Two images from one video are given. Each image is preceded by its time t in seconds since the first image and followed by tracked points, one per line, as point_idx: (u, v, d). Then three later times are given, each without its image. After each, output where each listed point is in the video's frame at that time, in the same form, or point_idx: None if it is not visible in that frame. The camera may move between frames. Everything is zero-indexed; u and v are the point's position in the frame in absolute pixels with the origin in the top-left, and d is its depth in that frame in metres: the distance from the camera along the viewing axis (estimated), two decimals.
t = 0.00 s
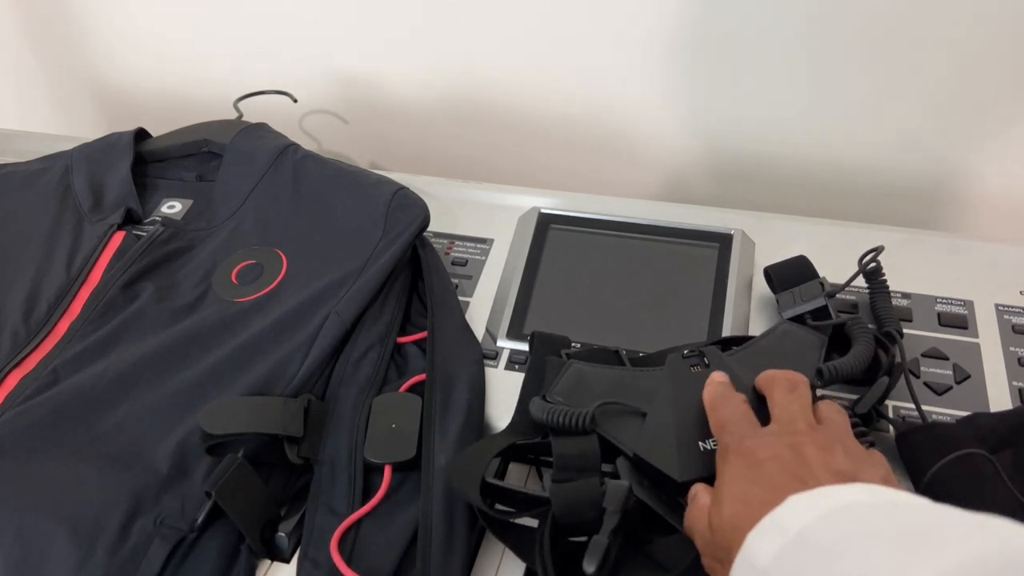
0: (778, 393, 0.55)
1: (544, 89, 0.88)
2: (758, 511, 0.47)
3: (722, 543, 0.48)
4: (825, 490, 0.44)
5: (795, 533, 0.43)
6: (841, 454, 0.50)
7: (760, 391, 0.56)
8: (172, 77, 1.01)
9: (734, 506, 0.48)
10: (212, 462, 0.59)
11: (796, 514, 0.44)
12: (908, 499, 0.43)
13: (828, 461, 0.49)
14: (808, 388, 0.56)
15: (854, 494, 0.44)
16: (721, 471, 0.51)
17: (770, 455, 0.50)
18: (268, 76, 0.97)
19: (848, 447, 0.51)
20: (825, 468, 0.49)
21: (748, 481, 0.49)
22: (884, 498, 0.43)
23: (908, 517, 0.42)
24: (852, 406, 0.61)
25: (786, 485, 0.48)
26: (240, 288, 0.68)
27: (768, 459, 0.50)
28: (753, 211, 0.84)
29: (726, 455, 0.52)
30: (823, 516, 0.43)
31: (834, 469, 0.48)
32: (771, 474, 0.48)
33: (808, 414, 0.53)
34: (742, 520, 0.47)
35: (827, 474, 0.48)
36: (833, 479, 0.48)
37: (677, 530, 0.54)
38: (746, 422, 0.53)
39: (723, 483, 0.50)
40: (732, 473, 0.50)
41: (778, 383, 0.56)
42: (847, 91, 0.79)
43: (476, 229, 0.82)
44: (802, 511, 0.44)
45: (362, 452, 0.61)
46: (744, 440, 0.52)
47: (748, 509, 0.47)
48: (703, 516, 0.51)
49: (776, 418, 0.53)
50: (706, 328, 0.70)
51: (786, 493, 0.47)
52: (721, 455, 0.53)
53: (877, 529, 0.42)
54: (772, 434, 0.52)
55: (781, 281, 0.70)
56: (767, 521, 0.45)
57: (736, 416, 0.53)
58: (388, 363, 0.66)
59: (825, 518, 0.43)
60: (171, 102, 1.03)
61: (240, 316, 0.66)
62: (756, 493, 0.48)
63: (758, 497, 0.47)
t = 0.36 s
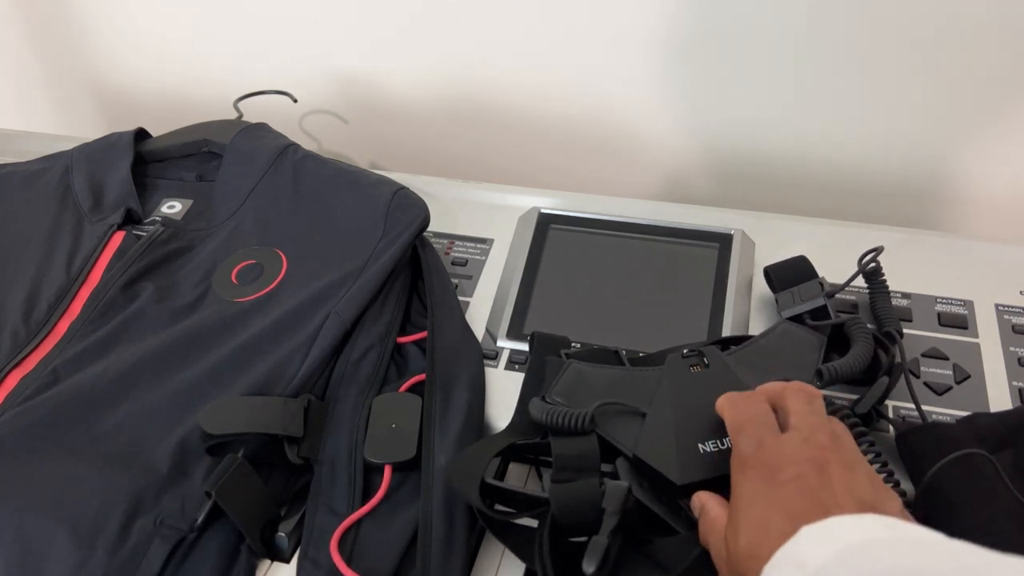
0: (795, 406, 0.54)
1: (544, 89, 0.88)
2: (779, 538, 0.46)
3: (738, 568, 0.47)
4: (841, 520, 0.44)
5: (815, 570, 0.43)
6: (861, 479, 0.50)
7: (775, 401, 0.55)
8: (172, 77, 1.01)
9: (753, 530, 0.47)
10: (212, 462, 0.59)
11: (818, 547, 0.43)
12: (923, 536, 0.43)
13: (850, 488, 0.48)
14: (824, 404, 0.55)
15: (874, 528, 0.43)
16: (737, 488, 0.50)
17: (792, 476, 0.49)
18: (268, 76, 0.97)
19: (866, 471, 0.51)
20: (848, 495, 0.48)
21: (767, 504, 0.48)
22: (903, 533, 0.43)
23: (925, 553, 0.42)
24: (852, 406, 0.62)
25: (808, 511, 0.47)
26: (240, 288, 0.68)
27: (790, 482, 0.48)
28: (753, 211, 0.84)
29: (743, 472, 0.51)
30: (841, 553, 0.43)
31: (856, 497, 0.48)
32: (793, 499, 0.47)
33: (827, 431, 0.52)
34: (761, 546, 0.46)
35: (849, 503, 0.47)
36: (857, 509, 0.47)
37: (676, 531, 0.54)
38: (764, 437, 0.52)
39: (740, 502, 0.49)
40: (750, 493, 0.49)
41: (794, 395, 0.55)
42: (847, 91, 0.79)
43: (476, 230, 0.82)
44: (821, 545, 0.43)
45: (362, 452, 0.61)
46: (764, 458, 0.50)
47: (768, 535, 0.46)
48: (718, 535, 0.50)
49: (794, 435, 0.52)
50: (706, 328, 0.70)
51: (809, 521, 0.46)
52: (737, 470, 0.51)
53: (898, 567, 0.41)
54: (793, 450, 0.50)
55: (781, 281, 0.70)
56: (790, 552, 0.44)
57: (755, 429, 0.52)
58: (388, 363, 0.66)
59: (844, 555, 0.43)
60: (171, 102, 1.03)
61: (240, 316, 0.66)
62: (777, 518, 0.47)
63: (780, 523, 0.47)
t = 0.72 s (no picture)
0: (789, 407, 0.54)
1: (544, 89, 0.88)
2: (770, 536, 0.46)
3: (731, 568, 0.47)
4: (833, 519, 0.44)
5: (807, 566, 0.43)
6: (856, 476, 0.49)
7: (770, 404, 0.55)
8: (172, 77, 1.01)
9: (744, 529, 0.47)
10: (212, 462, 0.59)
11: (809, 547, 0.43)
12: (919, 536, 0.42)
13: (843, 485, 0.48)
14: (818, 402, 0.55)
15: (866, 526, 0.43)
16: (729, 490, 0.50)
17: (784, 476, 0.49)
18: (267, 76, 0.97)
19: (861, 469, 0.50)
20: (841, 492, 0.47)
21: (759, 504, 0.48)
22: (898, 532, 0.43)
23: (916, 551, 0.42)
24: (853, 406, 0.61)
25: (800, 510, 0.46)
26: (240, 288, 0.68)
27: (781, 481, 0.48)
28: (753, 212, 0.84)
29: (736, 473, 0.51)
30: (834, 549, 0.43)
31: (849, 494, 0.47)
32: (784, 498, 0.47)
33: (821, 430, 0.52)
34: (752, 545, 0.46)
35: (842, 500, 0.47)
36: (849, 505, 0.46)
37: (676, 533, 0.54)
38: (756, 440, 0.52)
39: (732, 503, 0.49)
40: (742, 493, 0.49)
41: (788, 399, 0.54)
42: (846, 91, 0.79)
43: (476, 230, 0.82)
44: (813, 544, 0.43)
45: (362, 452, 0.61)
46: (756, 458, 0.50)
47: (759, 534, 0.46)
48: (713, 537, 0.50)
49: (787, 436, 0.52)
50: (705, 328, 0.70)
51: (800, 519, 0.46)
52: (731, 472, 0.51)
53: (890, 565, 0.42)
54: (785, 451, 0.50)
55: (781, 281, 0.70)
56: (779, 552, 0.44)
57: (748, 431, 0.52)
58: (388, 363, 0.67)
59: (838, 551, 0.43)
60: (171, 102, 1.03)
61: (240, 316, 0.66)
62: (769, 518, 0.47)
63: (771, 522, 0.46)
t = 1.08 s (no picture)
0: (782, 415, 0.54)
1: (544, 89, 0.88)
2: (759, 536, 0.46)
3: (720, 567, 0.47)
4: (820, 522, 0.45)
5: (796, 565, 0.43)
6: (847, 482, 0.49)
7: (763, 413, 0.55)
8: (172, 76, 1.00)
9: (732, 527, 0.47)
10: (212, 462, 0.59)
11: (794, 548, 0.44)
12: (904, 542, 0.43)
13: (833, 488, 0.49)
14: (809, 412, 0.55)
15: (858, 530, 0.44)
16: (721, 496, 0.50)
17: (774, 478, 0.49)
18: (267, 76, 0.97)
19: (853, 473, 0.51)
20: (830, 495, 0.48)
21: (748, 505, 0.48)
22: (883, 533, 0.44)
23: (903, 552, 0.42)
24: (853, 406, 0.61)
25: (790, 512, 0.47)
26: (240, 288, 0.68)
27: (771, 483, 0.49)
28: (753, 212, 0.84)
29: (727, 476, 0.51)
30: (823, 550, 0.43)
31: (839, 497, 0.48)
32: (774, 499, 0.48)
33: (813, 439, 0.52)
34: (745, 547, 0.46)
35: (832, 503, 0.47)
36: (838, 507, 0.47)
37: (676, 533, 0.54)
38: (750, 448, 0.52)
39: (723, 503, 0.49)
40: (732, 494, 0.49)
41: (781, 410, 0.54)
42: (847, 91, 0.79)
43: (476, 230, 0.82)
44: (803, 545, 0.44)
45: (362, 452, 0.61)
46: (747, 461, 0.51)
47: (748, 533, 0.47)
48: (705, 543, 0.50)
49: (779, 441, 0.52)
50: (705, 328, 0.70)
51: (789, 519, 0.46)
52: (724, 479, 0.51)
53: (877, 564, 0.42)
54: (776, 455, 0.51)
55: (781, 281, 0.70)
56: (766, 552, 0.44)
57: (741, 435, 0.52)
58: (388, 363, 0.67)
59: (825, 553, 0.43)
60: (171, 102, 1.03)
61: (240, 316, 0.66)
62: (758, 518, 0.47)
63: (760, 523, 0.47)
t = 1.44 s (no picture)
0: (786, 434, 0.53)
1: (544, 90, 0.88)
2: (770, 553, 0.46)
3: None
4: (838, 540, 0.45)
5: None
6: (855, 500, 0.49)
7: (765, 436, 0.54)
8: (172, 76, 1.00)
9: (742, 544, 0.47)
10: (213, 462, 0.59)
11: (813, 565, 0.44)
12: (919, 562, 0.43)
13: (844, 507, 0.48)
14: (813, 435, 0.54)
15: (877, 550, 0.44)
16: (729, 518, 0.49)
17: (783, 496, 0.49)
18: (267, 76, 0.97)
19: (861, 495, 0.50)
20: (842, 514, 0.47)
21: (758, 523, 0.47)
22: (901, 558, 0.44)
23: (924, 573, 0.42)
24: (853, 407, 0.61)
25: (802, 529, 0.46)
26: (240, 288, 0.68)
27: (781, 501, 0.48)
28: (752, 212, 0.84)
29: (734, 494, 0.50)
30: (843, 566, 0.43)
31: (851, 517, 0.47)
32: (785, 516, 0.47)
33: (819, 461, 0.52)
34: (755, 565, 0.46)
35: (845, 521, 0.47)
36: (851, 526, 0.46)
37: (677, 534, 0.54)
38: (756, 471, 0.51)
39: (731, 521, 0.49)
40: (741, 511, 0.49)
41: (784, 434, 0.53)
42: (847, 91, 0.79)
43: (476, 230, 0.82)
44: (817, 561, 0.44)
45: (362, 452, 0.61)
46: (754, 479, 0.50)
47: (759, 550, 0.46)
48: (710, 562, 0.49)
49: (786, 462, 0.51)
50: (706, 328, 0.70)
51: (801, 536, 0.46)
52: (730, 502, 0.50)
53: None
54: (785, 474, 0.50)
55: (781, 281, 0.70)
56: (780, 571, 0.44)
57: (746, 454, 0.52)
58: (388, 363, 0.67)
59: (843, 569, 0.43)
60: (171, 103, 1.04)
61: (240, 317, 0.66)
62: (768, 534, 0.47)
63: (771, 539, 0.46)
